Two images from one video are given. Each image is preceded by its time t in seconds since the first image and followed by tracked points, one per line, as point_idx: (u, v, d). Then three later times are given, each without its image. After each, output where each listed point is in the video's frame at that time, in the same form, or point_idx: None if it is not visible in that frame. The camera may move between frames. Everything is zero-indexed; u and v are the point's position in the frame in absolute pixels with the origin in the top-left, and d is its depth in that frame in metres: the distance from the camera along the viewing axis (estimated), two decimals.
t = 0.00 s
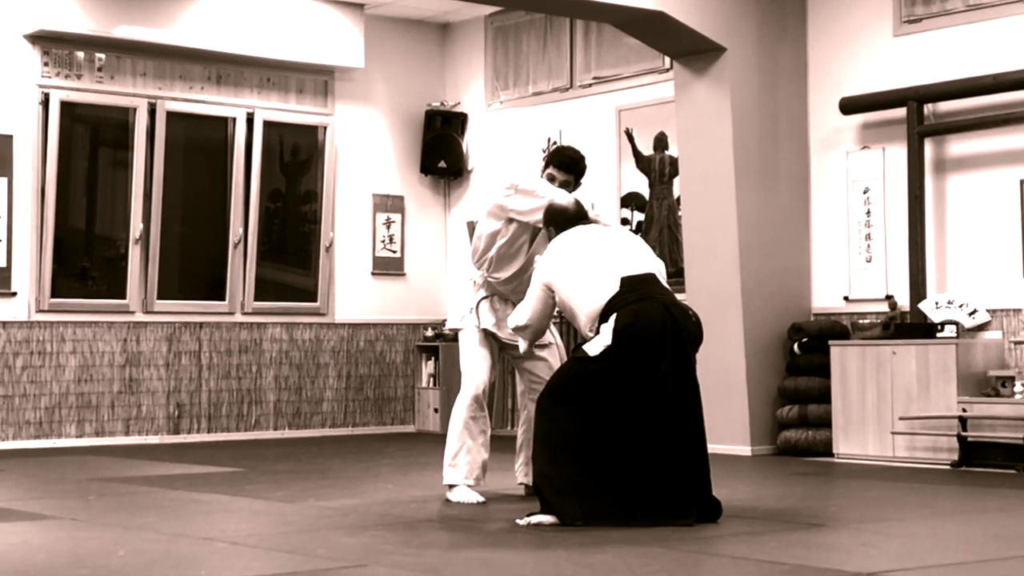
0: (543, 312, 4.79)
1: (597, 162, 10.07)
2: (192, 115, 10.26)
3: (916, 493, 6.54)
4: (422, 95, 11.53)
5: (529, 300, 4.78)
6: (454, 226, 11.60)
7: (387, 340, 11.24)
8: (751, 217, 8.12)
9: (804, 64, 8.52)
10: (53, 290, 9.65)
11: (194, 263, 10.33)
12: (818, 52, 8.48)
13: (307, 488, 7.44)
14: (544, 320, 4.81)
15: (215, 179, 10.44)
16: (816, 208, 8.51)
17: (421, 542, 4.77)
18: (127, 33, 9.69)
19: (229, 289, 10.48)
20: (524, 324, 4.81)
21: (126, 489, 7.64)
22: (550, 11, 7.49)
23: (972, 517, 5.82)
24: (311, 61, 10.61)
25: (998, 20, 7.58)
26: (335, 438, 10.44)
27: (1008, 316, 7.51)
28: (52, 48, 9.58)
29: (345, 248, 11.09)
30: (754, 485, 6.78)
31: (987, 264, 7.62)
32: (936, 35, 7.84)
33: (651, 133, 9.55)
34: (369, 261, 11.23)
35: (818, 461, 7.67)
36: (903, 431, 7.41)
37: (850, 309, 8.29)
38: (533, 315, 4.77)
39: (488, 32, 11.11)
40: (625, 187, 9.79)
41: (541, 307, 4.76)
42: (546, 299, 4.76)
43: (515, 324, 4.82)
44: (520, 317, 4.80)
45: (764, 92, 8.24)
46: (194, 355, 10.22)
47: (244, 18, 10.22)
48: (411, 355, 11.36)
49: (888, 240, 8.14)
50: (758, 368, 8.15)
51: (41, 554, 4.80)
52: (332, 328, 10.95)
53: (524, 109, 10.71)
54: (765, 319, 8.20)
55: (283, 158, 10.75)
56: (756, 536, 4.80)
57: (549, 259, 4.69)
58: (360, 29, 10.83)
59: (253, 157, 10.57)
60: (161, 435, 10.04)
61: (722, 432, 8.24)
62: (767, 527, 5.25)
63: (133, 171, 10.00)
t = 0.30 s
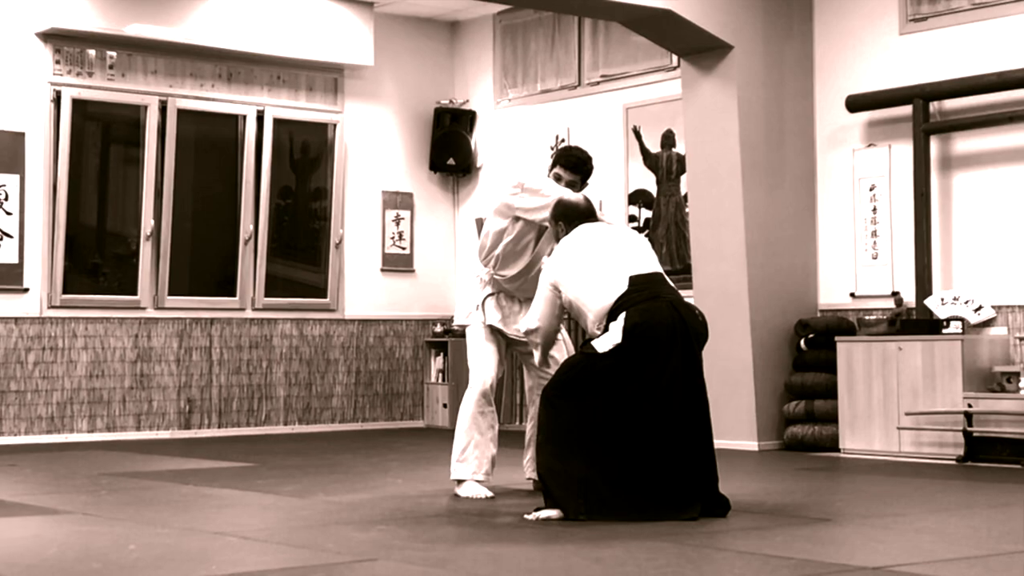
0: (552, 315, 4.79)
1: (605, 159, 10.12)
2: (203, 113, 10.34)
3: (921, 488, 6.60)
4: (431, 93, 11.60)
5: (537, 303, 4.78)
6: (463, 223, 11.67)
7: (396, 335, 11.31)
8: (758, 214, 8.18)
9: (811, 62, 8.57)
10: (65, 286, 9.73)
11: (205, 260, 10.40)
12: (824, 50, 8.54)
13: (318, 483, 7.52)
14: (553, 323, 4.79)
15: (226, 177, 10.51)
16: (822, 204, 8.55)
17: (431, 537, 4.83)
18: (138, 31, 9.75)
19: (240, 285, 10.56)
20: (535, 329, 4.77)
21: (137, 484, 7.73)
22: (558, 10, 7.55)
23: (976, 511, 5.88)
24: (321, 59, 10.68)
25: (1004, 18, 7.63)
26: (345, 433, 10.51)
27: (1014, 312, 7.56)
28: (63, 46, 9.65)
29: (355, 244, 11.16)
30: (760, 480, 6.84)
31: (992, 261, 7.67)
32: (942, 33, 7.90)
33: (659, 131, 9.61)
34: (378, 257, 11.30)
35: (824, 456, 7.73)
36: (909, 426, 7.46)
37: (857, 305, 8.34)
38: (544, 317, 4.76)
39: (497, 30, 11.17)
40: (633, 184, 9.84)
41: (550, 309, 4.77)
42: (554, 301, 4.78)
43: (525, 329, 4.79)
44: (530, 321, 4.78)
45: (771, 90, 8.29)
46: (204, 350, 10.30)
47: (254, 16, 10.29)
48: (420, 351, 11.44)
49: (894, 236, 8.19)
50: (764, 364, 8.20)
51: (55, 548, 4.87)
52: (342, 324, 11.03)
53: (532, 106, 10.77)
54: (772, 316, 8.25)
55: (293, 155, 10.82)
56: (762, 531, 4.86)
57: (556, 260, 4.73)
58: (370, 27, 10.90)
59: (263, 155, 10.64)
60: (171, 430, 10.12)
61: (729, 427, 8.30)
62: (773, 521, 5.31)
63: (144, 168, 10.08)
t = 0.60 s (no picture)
0: (558, 318, 4.85)
1: (613, 157, 10.17)
2: (214, 111, 10.41)
3: (927, 483, 6.65)
4: (440, 91, 11.66)
5: (544, 308, 4.84)
6: (472, 220, 11.74)
7: (406, 332, 11.38)
8: (766, 212, 8.23)
9: (818, 60, 8.62)
10: (77, 283, 9.80)
11: (216, 257, 10.47)
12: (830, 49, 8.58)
13: (328, 478, 7.59)
14: (560, 326, 4.86)
15: (237, 174, 10.58)
16: (829, 202, 8.60)
17: (440, 532, 4.89)
18: (149, 30, 9.80)
19: (250, 281, 10.63)
20: (543, 334, 4.85)
21: (149, 480, 7.80)
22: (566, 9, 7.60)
23: (981, 507, 5.93)
24: (331, 58, 10.74)
25: (1011, 16, 7.67)
26: (355, 429, 10.58)
27: (1020, 309, 7.60)
28: (75, 45, 9.72)
29: (365, 241, 11.23)
30: (767, 476, 6.89)
31: (999, 258, 7.71)
32: (948, 31, 7.95)
33: (667, 128, 9.66)
34: (388, 254, 11.37)
35: (831, 452, 7.78)
36: (916, 422, 7.51)
37: (864, 302, 8.39)
38: (550, 321, 4.83)
39: (505, 29, 11.23)
40: (641, 182, 9.89)
41: (556, 311, 4.83)
42: (559, 303, 4.83)
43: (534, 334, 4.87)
44: (538, 325, 4.86)
45: (779, 88, 8.34)
46: (215, 347, 10.37)
47: (264, 15, 10.35)
48: (430, 348, 11.51)
49: (901, 233, 8.23)
50: (772, 361, 8.25)
51: (67, 543, 4.94)
52: (352, 321, 11.10)
53: (541, 104, 10.82)
54: (779, 313, 8.30)
55: (303, 153, 10.89)
56: (767, 526, 4.91)
57: (561, 260, 4.79)
58: (379, 25, 10.96)
59: (273, 153, 10.71)
60: (183, 426, 10.19)
61: (737, 424, 8.35)
62: (779, 516, 5.36)
63: (156, 166, 10.15)
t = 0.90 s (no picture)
0: (560, 323, 4.85)
1: (623, 155, 10.23)
2: (226, 111, 10.48)
3: (935, 479, 6.69)
4: (450, 90, 11.72)
5: (546, 312, 4.84)
6: (483, 218, 11.80)
7: (417, 329, 11.45)
8: (775, 209, 8.27)
9: (827, 59, 8.66)
10: (90, 281, 9.88)
11: (228, 256, 10.55)
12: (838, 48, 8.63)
13: (340, 475, 7.65)
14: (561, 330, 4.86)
15: (249, 173, 10.65)
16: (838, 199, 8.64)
17: (451, 528, 4.95)
18: (162, 30, 9.88)
19: (262, 278, 10.71)
20: (544, 340, 4.84)
21: (162, 477, 7.88)
22: (575, 8, 7.65)
23: (988, 502, 5.97)
24: (343, 57, 10.81)
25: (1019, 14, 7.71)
26: (367, 426, 10.65)
27: None
28: (88, 44, 9.80)
29: (376, 239, 11.30)
30: (775, 471, 6.94)
31: (1007, 255, 7.75)
32: (956, 29, 8.00)
33: (676, 127, 9.71)
34: (400, 251, 11.43)
35: (840, 448, 7.82)
36: (924, 418, 7.55)
37: (872, 299, 8.43)
38: (553, 325, 4.83)
39: (515, 28, 11.29)
40: (651, 179, 9.94)
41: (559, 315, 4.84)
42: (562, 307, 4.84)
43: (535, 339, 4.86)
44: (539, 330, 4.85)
45: (787, 86, 8.38)
46: (228, 344, 10.44)
47: (276, 14, 10.43)
48: (441, 345, 11.57)
49: (908, 229, 8.28)
50: (781, 357, 8.29)
51: (82, 539, 5.00)
52: (364, 318, 11.16)
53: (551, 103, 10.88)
54: (789, 310, 8.34)
55: (314, 151, 10.96)
56: (776, 521, 4.95)
57: (567, 264, 4.79)
58: (390, 25, 11.03)
59: (285, 152, 10.77)
60: (195, 423, 10.27)
61: (746, 420, 8.40)
62: (788, 512, 5.41)
63: (168, 165, 10.23)
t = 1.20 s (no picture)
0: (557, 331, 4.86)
1: (639, 153, 10.28)
2: (245, 110, 10.57)
3: (950, 473, 6.73)
4: (467, 88, 11.78)
5: (544, 320, 4.85)
6: (499, 215, 11.87)
7: (435, 326, 11.52)
8: (790, 206, 8.31)
9: (841, 56, 8.70)
10: (110, 279, 9.97)
11: (247, 255, 10.64)
12: (853, 46, 8.67)
13: (358, 472, 7.72)
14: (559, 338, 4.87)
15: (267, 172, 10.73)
16: (853, 196, 8.68)
17: (469, 524, 5.01)
18: (181, 30, 9.96)
19: (281, 277, 10.79)
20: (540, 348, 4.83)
21: (183, 474, 7.96)
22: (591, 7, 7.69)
23: (1003, 497, 6.02)
24: (360, 56, 10.89)
25: None
26: (385, 422, 10.73)
27: None
28: (107, 45, 9.89)
29: (394, 237, 11.37)
30: (791, 467, 6.99)
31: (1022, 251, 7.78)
32: (970, 26, 8.05)
33: (691, 125, 9.75)
34: (417, 249, 11.50)
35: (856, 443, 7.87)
36: (939, 414, 7.59)
37: (887, 295, 8.48)
38: (551, 333, 4.84)
39: (532, 27, 11.35)
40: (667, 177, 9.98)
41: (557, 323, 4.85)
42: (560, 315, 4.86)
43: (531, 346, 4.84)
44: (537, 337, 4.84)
45: (802, 83, 8.42)
46: (247, 342, 10.53)
47: (293, 14, 10.50)
48: (458, 342, 11.65)
49: (924, 227, 8.33)
50: (797, 353, 8.34)
51: (104, 536, 5.08)
52: (382, 315, 11.25)
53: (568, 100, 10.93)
54: (805, 306, 8.38)
55: (332, 150, 11.03)
56: (791, 516, 5.01)
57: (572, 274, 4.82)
58: (407, 24, 11.09)
59: (303, 150, 10.85)
60: (215, 420, 10.36)
61: (762, 416, 8.44)
62: (805, 507, 5.47)
63: (187, 164, 10.31)
